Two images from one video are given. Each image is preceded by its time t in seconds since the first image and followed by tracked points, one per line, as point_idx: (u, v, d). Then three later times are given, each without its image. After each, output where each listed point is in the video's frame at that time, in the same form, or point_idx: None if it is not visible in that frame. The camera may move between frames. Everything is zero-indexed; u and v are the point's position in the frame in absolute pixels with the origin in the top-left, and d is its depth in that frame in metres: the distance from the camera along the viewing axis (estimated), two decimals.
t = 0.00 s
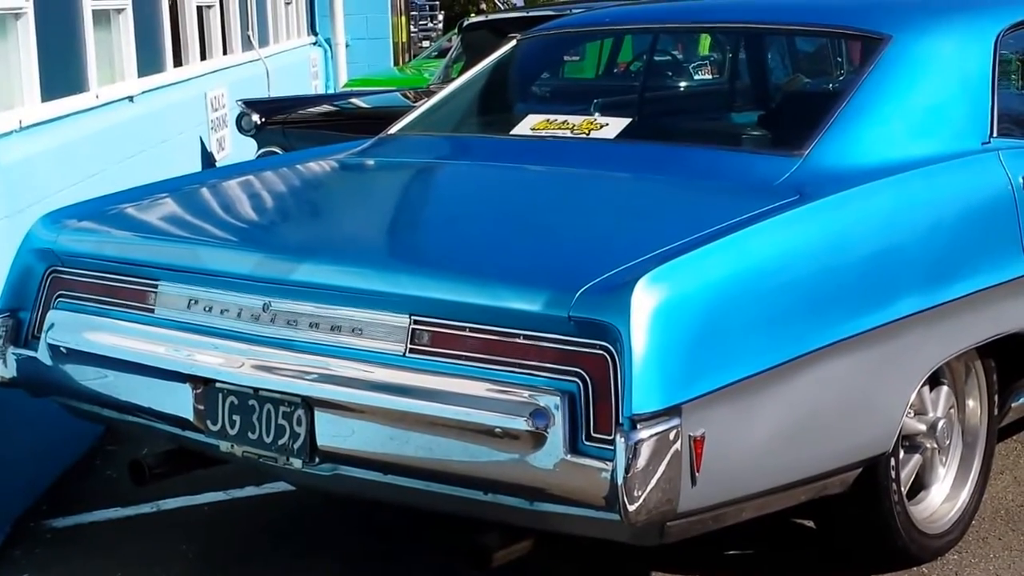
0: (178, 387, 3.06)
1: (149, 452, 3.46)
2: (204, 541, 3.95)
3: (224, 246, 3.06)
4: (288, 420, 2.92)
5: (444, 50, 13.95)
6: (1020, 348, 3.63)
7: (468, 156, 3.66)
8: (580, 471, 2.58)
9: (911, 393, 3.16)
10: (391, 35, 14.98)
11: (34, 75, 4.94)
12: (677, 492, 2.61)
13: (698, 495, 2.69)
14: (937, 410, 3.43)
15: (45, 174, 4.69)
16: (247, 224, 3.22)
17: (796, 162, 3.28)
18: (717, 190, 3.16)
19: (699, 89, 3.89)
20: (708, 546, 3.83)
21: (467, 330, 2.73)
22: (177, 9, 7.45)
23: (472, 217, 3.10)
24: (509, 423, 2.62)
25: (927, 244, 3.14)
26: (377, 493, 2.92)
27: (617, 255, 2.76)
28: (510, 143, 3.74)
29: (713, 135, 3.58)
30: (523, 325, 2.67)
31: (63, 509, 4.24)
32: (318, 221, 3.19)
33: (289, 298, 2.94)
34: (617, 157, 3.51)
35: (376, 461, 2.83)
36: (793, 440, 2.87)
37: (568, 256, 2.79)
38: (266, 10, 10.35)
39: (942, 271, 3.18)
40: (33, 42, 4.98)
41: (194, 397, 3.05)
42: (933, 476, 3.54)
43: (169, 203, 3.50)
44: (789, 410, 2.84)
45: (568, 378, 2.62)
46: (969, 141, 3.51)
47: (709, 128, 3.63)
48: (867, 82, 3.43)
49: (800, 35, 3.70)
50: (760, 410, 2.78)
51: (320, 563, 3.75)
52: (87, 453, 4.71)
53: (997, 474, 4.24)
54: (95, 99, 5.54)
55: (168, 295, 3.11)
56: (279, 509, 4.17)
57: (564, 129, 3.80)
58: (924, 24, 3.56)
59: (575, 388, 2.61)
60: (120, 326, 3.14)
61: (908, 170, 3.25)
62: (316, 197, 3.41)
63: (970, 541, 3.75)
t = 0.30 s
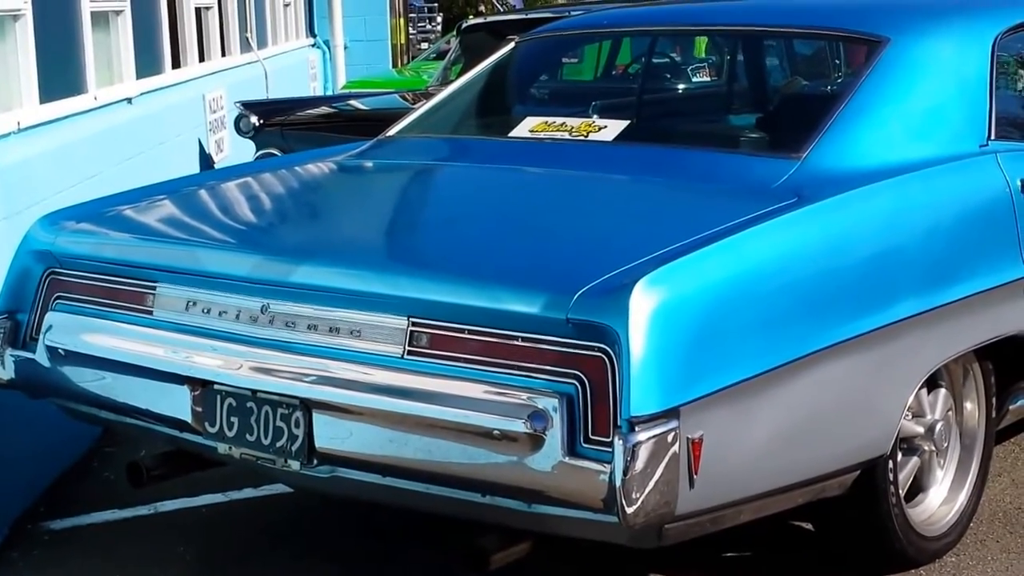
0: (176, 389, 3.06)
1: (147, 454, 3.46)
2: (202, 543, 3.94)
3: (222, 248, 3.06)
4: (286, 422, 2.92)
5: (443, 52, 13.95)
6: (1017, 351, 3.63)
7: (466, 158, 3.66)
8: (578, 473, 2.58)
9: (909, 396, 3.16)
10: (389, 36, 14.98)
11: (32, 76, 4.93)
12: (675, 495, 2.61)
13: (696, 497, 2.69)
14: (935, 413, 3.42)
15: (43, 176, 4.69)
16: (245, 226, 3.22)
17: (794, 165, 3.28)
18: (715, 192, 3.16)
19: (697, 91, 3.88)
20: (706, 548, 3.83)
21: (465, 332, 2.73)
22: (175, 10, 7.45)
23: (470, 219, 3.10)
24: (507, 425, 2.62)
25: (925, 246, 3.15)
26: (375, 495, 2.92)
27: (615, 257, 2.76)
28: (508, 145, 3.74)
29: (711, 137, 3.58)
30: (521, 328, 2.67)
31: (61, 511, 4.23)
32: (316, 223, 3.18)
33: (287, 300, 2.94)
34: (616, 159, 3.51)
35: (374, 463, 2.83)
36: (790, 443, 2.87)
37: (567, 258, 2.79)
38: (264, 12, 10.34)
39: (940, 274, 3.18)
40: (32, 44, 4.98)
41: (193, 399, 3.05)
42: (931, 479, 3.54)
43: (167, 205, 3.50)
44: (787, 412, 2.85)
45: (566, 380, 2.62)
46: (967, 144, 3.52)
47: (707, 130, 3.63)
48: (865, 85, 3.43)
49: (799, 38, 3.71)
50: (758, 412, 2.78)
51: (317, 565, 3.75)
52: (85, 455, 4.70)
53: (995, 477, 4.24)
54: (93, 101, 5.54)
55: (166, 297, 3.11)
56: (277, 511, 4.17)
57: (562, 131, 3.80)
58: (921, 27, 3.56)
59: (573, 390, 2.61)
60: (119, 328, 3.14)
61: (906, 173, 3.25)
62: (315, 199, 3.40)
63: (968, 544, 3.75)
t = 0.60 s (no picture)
0: (174, 390, 3.06)
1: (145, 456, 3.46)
2: (199, 545, 3.94)
3: (219, 250, 3.06)
4: (284, 424, 2.92)
5: (440, 53, 13.95)
6: (1015, 353, 3.63)
7: (464, 160, 3.66)
8: (576, 475, 2.58)
9: (907, 398, 3.16)
10: (387, 38, 14.98)
11: (30, 78, 4.94)
12: (673, 498, 2.61)
13: (693, 499, 2.69)
14: (932, 416, 3.43)
15: (40, 178, 4.69)
16: (242, 227, 3.22)
17: (791, 167, 3.28)
18: (713, 195, 3.16)
19: (694, 93, 3.90)
20: (704, 551, 3.83)
21: (463, 335, 2.73)
22: (173, 12, 7.45)
23: (468, 221, 3.10)
24: (505, 427, 2.63)
25: (923, 249, 3.15)
26: (373, 497, 2.92)
27: (613, 260, 2.77)
28: (506, 147, 3.74)
29: (708, 139, 3.59)
30: (519, 330, 2.67)
31: (58, 512, 4.23)
32: (314, 225, 3.18)
33: (284, 302, 2.94)
34: (613, 161, 3.51)
35: (371, 465, 2.83)
36: (788, 445, 2.87)
37: (564, 260, 2.79)
38: (262, 13, 10.33)
39: (937, 277, 3.18)
40: (29, 46, 4.99)
41: (190, 401, 3.05)
42: (928, 481, 3.55)
43: (165, 207, 3.50)
44: (785, 415, 2.85)
45: (564, 382, 2.62)
46: (964, 147, 3.52)
47: (705, 133, 3.63)
48: (863, 88, 3.43)
49: (796, 40, 3.72)
50: (756, 415, 2.78)
51: (315, 567, 3.75)
52: (82, 457, 4.70)
53: (993, 479, 4.24)
54: (90, 102, 5.53)
55: (163, 299, 3.11)
56: (274, 513, 4.17)
57: (560, 133, 3.80)
58: (919, 30, 3.57)
59: (571, 392, 2.61)
60: (117, 330, 3.14)
61: (903, 175, 3.25)
62: (312, 201, 3.40)
63: (966, 546, 3.75)
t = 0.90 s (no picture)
0: (171, 392, 3.06)
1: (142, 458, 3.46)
2: (197, 547, 3.94)
3: (218, 251, 3.06)
4: (282, 426, 2.92)
5: (440, 55, 13.96)
6: (1012, 355, 3.64)
7: (462, 162, 3.66)
8: (574, 478, 2.58)
9: (905, 400, 3.16)
10: (386, 39, 14.98)
11: (29, 79, 4.94)
12: (671, 500, 2.61)
13: (691, 502, 2.69)
14: (930, 418, 3.43)
15: (39, 179, 4.69)
16: (241, 229, 3.22)
17: (789, 170, 3.28)
18: (710, 197, 3.16)
19: (692, 95, 3.92)
20: (702, 553, 3.83)
21: (461, 337, 2.73)
22: (171, 13, 7.45)
23: (466, 223, 3.10)
24: (503, 429, 2.63)
25: (920, 252, 3.15)
26: (371, 499, 2.92)
27: (611, 262, 2.77)
28: (504, 149, 3.74)
29: (707, 142, 3.59)
30: (517, 332, 2.67)
31: (55, 514, 4.23)
32: (312, 227, 3.18)
33: (282, 304, 2.94)
34: (612, 164, 3.51)
35: (369, 468, 2.83)
36: (786, 447, 2.87)
37: (563, 263, 2.79)
38: (260, 15, 10.34)
39: (935, 280, 3.18)
40: (28, 47, 4.99)
41: (188, 403, 3.04)
42: (926, 484, 3.55)
43: (163, 208, 3.50)
44: (782, 418, 2.85)
45: (562, 385, 2.62)
46: (962, 149, 3.52)
47: (703, 135, 3.63)
48: (861, 90, 3.43)
49: (795, 43, 3.70)
50: (754, 417, 2.78)
51: (313, 569, 3.75)
52: (80, 459, 4.70)
53: (991, 481, 4.24)
54: (89, 104, 5.53)
55: (162, 301, 3.11)
56: (272, 515, 4.17)
57: (558, 135, 3.80)
58: (916, 33, 3.57)
59: (569, 395, 2.61)
60: (115, 332, 3.14)
61: (901, 178, 3.25)
62: (311, 203, 3.40)
63: (963, 548, 3.75)
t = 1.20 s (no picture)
0: (169, 395, 3.06)
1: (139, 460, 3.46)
2: (194, 548, 3.94)
3: (216, 253, 3.06)
4: (280, 428, 2.92)
5: (439, 57, 13.98)
6: (1010, 358, 3.64)
7: (461, 164, 3.66)
8: (572, 480, 2.58)
9: (902, 403, 3.17)
10: (384, 41, 14.97)
11: (27, 81, 4.94)
12: (669, 503, 2.62)
13: (689, 504, 2.69)
14: (927, 420, 3.43)
15: (37, 180, 4.69)
16: (239, 231, 3.22)
17: (787, 172, 3.28)
18: (708, 199, 3.16)
19: (690, 97, 3.88)
20: (700, 555, 3.83)
21: (459, 339, 2.73)
22: (169, 14, 7.44)
23: (463, 225, 3.10)
24: (501, 431, 2.62)
25: (918, 254, 3.15)
26: (369, 501, 2.92)
27: (609, 264, 2.77)
28: (502, 151, 3.74)
29: (705, 144, 3.59)
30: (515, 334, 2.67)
31: (53, 516, 4.23)
32: (310, 228, 3.18)
33: (280, 306, 2.93)
34: (610, 166, 3.51)
35: (367, 470, 2.83)
36: (784, 450, 2.87)
37: (561, 265, 2.79)
38: (259, 16, 10.34)
39: (932, 282, 3.18)
40: (26, 48, 4.99)
41: (186, 405, 3.04)
42: (924, 486, 3.55)
43: (161, 210, 3.50)
44: (780, 420, 2.85)
45: (560, 387, 2.62)
46: (958, 152, 3.52)
47: (701, 137, 3.63)
48: (858, 92, 3.43)
49: (792, 45, 3.70)
50: (752, 420, 2.78)
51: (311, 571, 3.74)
52: (78, 460, 4.70)
53: (988, 484, 4.24)
54: (87, 105, 5.52)
55: (160, 303, 3.11)
56: (270, 517, 4.17)
57: (556, 137, 3.79)
58: (914, 35, 3.57)
59: (567, 397, 2.61)
60: (112, 333, 3.14)
61: (899, 181, 3.25)
62: (309, 205, 3.40)
63: (961, 551, 3.75)
